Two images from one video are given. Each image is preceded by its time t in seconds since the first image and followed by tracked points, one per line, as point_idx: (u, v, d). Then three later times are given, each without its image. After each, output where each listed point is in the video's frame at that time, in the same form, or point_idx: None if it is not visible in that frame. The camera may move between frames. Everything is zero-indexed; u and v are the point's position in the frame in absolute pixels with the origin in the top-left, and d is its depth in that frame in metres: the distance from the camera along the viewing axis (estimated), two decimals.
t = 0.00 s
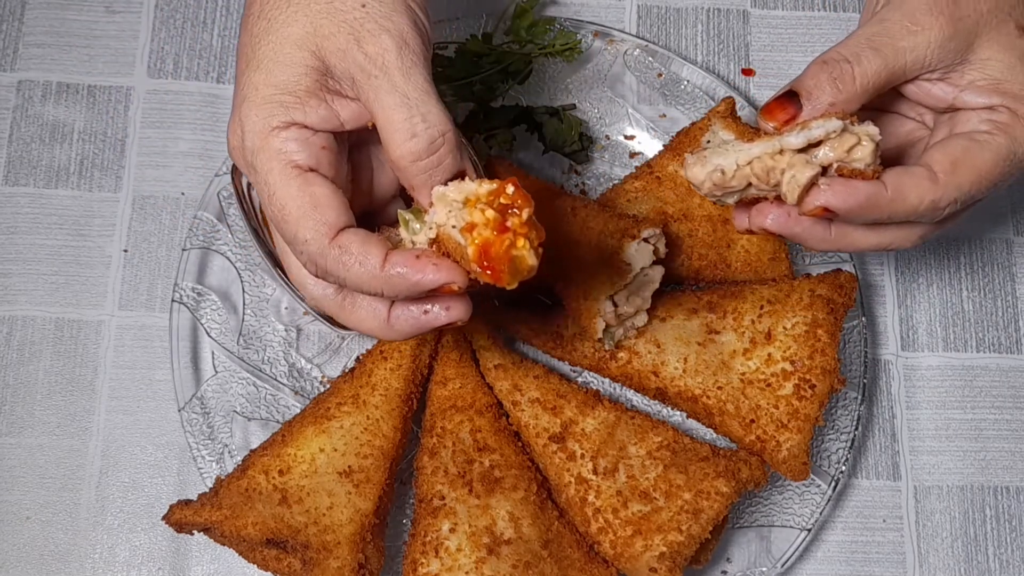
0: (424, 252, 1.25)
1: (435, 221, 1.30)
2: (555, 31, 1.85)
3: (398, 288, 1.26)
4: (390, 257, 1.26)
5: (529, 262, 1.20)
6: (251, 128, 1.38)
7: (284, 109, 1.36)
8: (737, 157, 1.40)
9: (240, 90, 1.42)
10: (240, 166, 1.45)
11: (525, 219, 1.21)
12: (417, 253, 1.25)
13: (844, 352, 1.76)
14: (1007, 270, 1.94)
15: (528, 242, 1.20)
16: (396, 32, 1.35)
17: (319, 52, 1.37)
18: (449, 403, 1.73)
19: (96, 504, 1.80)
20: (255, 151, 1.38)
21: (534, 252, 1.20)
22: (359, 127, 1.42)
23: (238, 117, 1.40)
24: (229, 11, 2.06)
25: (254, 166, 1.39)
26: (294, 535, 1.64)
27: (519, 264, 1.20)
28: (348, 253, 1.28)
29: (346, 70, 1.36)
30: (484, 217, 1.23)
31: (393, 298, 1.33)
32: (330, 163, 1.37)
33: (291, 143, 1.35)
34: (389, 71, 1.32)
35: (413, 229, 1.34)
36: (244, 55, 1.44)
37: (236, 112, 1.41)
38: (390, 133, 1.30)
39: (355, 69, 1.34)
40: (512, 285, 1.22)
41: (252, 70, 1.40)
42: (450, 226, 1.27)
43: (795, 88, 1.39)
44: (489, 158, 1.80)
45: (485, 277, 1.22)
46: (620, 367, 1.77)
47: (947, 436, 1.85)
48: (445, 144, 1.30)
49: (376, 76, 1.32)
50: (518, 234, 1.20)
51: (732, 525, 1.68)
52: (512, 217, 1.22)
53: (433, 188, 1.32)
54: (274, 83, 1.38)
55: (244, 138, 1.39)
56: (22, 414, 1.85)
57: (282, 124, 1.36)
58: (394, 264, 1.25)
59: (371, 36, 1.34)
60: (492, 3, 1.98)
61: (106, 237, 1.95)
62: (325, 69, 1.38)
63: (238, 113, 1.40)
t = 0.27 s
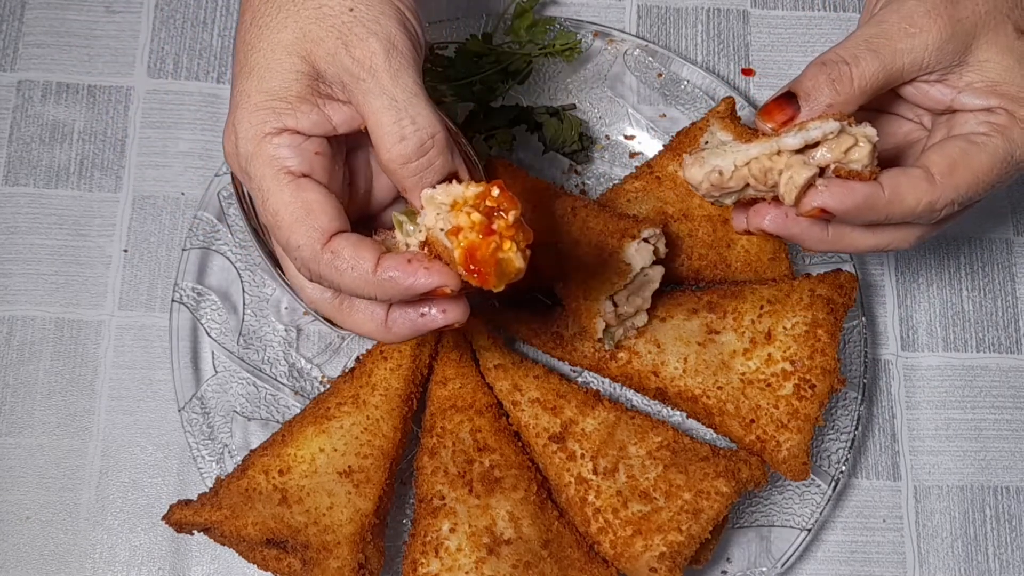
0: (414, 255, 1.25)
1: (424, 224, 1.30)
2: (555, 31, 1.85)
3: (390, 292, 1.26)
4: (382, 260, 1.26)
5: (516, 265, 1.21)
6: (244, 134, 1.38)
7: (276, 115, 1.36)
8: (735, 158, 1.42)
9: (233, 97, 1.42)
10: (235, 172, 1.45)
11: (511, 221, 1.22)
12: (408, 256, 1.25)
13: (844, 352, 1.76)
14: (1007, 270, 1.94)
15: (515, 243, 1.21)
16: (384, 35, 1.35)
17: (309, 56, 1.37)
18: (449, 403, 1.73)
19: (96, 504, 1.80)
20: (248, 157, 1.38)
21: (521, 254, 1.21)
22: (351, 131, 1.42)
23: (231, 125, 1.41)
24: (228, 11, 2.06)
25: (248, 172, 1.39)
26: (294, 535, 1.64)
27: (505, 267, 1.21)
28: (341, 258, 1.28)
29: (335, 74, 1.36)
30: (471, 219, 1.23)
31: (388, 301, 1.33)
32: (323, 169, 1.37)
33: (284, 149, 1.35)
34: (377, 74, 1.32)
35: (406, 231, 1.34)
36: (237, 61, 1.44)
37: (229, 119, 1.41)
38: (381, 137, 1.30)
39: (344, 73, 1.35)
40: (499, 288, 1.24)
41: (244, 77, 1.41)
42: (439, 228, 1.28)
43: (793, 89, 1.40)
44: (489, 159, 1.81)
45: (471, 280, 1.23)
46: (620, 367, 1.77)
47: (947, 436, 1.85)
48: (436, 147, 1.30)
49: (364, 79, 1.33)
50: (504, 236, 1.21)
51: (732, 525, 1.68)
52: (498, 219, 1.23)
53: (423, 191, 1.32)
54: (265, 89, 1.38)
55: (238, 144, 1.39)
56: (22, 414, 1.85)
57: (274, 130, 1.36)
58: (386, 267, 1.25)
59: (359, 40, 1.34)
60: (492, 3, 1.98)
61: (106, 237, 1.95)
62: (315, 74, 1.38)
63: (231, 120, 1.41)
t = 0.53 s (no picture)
0: (417, 259, 1.24)
1: (428, 227, 1.30)
2: (555, 31, 1.85)
3: (392, 295, 1.26)
4: (384, 263, 1.26)
5: (520, 268, 1.21)
6: (246, 138, 1.38)
7: (279, 118, 1.36)
8: (738, 162, 1.46)
9: (235, 101, 1.43)
10: (238, 175, 1.45)
11: (515, 225, 1.22)
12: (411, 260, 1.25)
13: (844, 352, 1.76)
14: (1007, 270, 1.94)
15: (518, 247, 1.21)
16: (387, 41, 1.35)
17: (312, 61, 1.37)
18: (449, 403, 1.73)
19: (96, 503, 1.80)
20: (251, 161, 1.38)
21: (525, 258, 1.21)
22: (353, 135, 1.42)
23: (234, 128, 1.41)
24: (228, 11, 2.06)
25: (250, 175, 1.39)
26: (294, 535, 1.64)
27: (509, 271, 1.21)
28: (343, 261, 1.28)
29: (339, 78, 1.36)
30: (475, 223, 1.24)
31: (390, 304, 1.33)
32: (325, 172, 1.37)
33: (286, 153, 1.35)
34: (381, 79, 1.32)
35: (407, 235, 1.33)
36: (240, 65, 1.44)
37: (232, 123, 1.42)
38: (384, 142, 1.30)
39: (347, 78, 1.35)
40: (502, 291, 1.24)
41: (247, 80, 1.41)
42: (442, 232, 1.28)
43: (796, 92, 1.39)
44: (489, 159, 1.81)
45: (475, 284, 1.23)
46: (620, 367, 1.77)
47: (947, 436, 1.85)
48: (438, 152, 1.30)
49: (368, 84, 1.33)
50: (508, 239, 1.22)
51: (732, 525, 1.68)
52: (502, 223, 1.23)
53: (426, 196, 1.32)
54: (269, 94, 1.38)
55: (240, 148, 1.39)
56: (22, 414, 1.85)
57: (276, 134, 1.36)
58: (388, 271, 1.25)
59: (363, 45, 1.35)
60: (492, 4, 1.98)
61: (106, 237, 1.95)
62: (318, 79, 1.38)
63: (234, 124, 1.41)
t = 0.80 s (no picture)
0: (420, 261, 1.25)
1: (429, 230, 1.31)
2: (555, 31, 1.85)
3: (395, 297, 1.26)
4: (387, 265, 1.26)
5: (522, 271, 1.21)
6: (249, 141, 1.38)
7: (282, 121, 1.36)
8: (735, 162, 1.42)
9: (238, 103, 1.43)
10: (241, 177, 1.45)
11: (517, 228, 1.22)
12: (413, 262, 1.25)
13: (844, 352, 1.76)
14: (1007, 270, 1.94)
15: (520, 250, 1.22)
16: (390, 44, 1.35)
17: (315, 63, 1.37)
18: (449, 403, 1.73)
19: (96, 503, 1.80)
20: (254, 163, 1.38)
21: (527, 261, 1.21)
22: (355, 137, 1.42)
23: (238, 131, 1.41)
24: (229, 12, 2.06)
25: (253, 178, 1.39)
26: (294, 535, 1.64)
27: (510, 274, 1.21)
28: (345, 263, 1.28)
29: (342, 81, 1.36)
30: (477, 227, 1.24)
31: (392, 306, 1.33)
32: (329, 175, 1.37)
33: (289, 155, 1.35)
34: (384, 81, 1.32)
35: (410, 237, 1.34)
36: (242, 67, 1.44)
37: (235, 125, 1.42)
38: (386, 144, 1.30)
39: (349, 80, 1.35)
40: (505, 294, 1.24)
41: (250, 82, 1.41)
42: (444, 235, 1.29)
43: (792, 92, 1.40)
44: (489, 159, 1.81)
45: (477, 287, 1.24)
46: (620, 367, 1.77)
47: (947, 436, 1.85)
48: (441, 153, 1.30)
49: (371, 87, 1.33)
50: (510, 243, 1.22)
51: (732, 525, 1.68)
52: (503, 226, 1.23)
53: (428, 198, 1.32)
54: (272, 96, 1.38)
55: (243, 150, 1.39)
56: (22, 414, 1.85)
57: (279, 136, 1.36)
58: (391, 272, 1.25)
59: (366, 47, 1.34)
60: (492, 4, 1.98)
61: (106, 237, 1.95)
62: (321, 81, 1.38)
63: (237, 126, 1.41)
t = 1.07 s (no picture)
0: (416, 265, 1.26)
1: (426, 235, 1.31)
2: (554, 31, 1.85)
3: (391, 300, 1.27)
4: (384, 269, 1.26)
5: (516, 276, 1.21)
6: (248, 143, 1.38)
7: (281, 124, 1.36)
8: (736, 169, 1.45)
9: (237, 106, 1.42)
10: (240, 180, 1.45)
11: (511, 234, 1.22)
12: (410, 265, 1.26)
13: (844, 352, 1.76)
14: (1007, 270, 1.94)
15: (515, 255, 1.21)
16: (389, 49, 1.35)
17: (314, 67, 1.37)
18: (449, 403, 1.73)
19: (96, 503, 1.80)
20: (253, 165, 1.38)
21: (522, 266, 1.21)
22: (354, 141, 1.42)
23: (236, 134, 1.41)
24: (229, 11, 2.06)
25: (252, 180, 1.39)
26: (294, 535, 1.64)
27: (505, 279, 1.21)
28: (343, 265, 1.28)
29: (340, 85, 1.36)
30: (472, 232, 1.24)
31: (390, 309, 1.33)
32: (326, 178, 1.37)
33: (288, 158, 1.35)
34: (382, 86, 1.32)
35: (407, 241, 1.35)
36: (241, 71, 1.44)
37: (234, 127, 1.42)
38: (384, 148, 1.30)
39: (348, 84, 1.35)
40: (500, 299, 1.24)
41: (249, 85, 1.41)
42: (439, 240, 1.29)
43: (792, 99, 1.39)
44: (489, 159, 1.81)
45: (473, 292, 1.24)
46: (620, 367, 1.77)
47: (947, 436, 1.85)
48: (439, 158, 1.30)
49: (369, 92, 1.33)
50: (504, 248, 1.22)
51: (732, 525, 1.68)
52: (498, 231, 1.23)
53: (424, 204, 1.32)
54: (271, 99, 1.38)
55: (242, 153, 1.39)
56: (22, 414, 1.85)
57: (278, 139, 1.36)
58: (388, 276, 1.25)
59: (365, 52, 1.34)
60: (492, 4, 1.98)
61: (106, 237, 1.95)
62: (320, 85, 1.38)
63: (236, 128, 1.41)
